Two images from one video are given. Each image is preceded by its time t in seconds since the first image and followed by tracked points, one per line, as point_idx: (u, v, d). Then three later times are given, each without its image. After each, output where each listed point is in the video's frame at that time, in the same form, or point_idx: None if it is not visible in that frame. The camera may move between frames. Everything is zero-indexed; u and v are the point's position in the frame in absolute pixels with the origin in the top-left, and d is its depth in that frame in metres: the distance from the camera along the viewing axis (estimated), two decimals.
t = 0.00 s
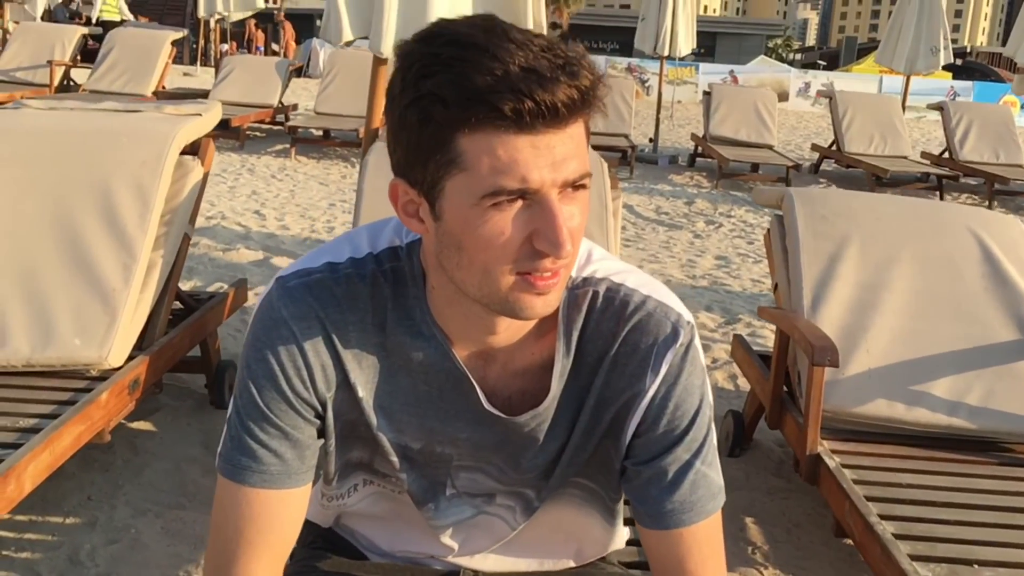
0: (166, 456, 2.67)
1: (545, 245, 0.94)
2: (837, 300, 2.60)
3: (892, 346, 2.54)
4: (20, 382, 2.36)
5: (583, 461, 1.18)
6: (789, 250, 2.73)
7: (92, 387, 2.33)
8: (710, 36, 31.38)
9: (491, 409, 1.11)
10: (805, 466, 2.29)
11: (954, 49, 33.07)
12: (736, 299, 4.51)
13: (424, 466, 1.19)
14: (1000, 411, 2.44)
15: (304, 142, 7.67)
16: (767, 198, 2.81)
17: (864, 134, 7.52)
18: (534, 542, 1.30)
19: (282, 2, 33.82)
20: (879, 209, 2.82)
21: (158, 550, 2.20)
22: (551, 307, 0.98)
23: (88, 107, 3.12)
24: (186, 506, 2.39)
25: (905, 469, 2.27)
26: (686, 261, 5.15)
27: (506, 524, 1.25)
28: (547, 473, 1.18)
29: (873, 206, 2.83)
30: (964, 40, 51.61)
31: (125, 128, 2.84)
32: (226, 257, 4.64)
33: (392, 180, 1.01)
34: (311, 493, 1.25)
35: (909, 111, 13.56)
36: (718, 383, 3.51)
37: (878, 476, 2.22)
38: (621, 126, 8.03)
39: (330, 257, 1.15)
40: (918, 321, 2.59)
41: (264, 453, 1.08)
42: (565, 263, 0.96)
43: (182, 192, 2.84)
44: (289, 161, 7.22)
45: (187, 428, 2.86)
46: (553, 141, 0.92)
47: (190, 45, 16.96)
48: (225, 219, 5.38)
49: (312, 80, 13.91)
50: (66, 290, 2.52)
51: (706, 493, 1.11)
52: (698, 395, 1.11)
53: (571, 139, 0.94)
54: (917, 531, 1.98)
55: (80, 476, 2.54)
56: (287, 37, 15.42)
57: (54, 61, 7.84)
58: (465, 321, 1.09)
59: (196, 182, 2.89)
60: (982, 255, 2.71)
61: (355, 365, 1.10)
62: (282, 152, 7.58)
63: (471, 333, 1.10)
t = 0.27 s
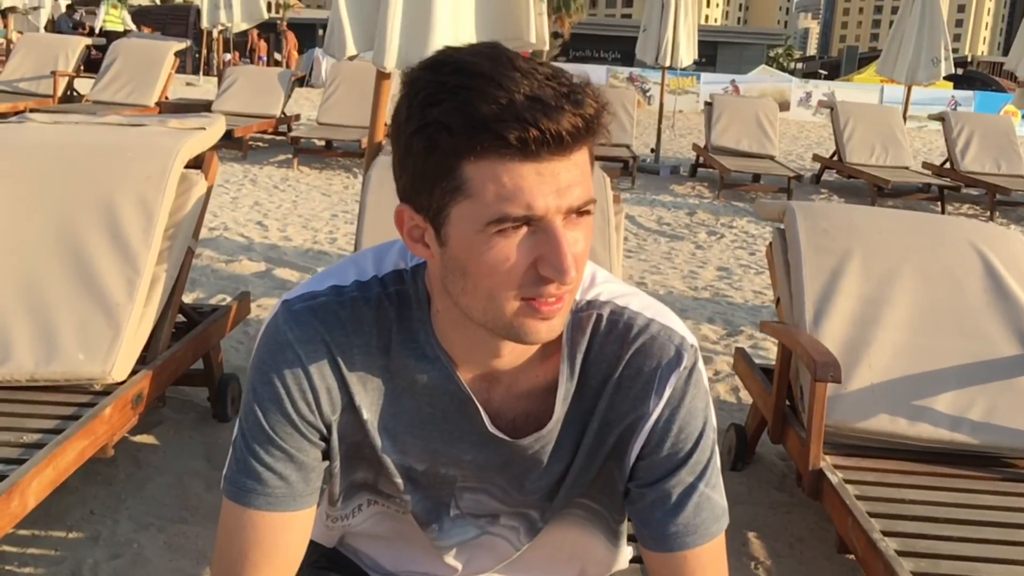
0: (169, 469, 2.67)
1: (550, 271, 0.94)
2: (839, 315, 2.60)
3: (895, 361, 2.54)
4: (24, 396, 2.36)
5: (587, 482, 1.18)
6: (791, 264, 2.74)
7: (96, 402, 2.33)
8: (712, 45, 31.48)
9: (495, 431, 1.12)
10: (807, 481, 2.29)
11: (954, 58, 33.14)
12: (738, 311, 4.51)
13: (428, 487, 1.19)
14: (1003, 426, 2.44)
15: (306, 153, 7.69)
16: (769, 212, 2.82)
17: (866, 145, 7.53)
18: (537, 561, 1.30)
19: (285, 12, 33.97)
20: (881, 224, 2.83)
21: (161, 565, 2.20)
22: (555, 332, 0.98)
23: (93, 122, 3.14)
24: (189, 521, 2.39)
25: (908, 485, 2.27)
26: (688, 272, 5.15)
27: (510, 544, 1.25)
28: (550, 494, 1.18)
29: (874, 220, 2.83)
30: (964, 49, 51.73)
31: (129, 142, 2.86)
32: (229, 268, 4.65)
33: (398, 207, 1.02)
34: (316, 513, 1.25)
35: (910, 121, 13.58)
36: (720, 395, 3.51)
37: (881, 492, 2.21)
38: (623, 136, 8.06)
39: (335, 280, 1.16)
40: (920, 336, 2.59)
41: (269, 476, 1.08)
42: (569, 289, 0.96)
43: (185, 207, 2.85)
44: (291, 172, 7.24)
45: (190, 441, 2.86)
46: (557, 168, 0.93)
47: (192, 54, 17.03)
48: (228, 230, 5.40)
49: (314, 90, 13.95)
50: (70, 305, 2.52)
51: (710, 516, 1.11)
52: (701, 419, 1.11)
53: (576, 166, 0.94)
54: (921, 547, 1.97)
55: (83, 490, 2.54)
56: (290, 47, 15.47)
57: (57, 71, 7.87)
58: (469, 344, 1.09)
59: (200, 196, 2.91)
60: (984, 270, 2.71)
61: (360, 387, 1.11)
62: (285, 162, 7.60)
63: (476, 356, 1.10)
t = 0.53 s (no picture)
0: (171, 484, 2.67)
1: (554, 297, 0.95)
2: (841, 330, 2.60)
3: (897, 376, 2.54)
4: (27, 411, 2.37)
5: (590, 504, 1.18)
6: (793, 279, 2.75)
7: (98, 417, 2.33)
8: (713, 55, 31.58)
9: (499, 454, 1.12)
10: (810, 497, 2.29)
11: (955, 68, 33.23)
12: (739, 323, 4.51)
13: (432, 510, 1.19)
14: (1006, 442, 2.44)
15: (308, 163, 7.71)
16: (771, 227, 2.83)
17: (867, 156, 7.54)
18: None
19: (288, 21, 34.09)
20: (883, 239, 2.83)
21: None
22: (559, 357, 0.99)
23: (96, 135, 3.15)
24: (191, 536, 2.38)
25: (911, 501, 2.26)
26: (690, 284, 5.16)
27: (513, 566, 1.25)
28: (554, 517, 1.18)
29: (876, 235, 2.84)
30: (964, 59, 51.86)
31: (132, 157, 2.87)
32: (231, 280, 4.66)
33: (403, 232, 1.03)
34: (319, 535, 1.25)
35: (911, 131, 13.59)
36: (722, 409, 3.51)
37: (884, 508, 2.21)
38: (624, 146, 8.07)
39: (340, 304, 1.16)
40: (922, 352, 2.59)
41: (274, 500, 1.08)
42: (573, 314, 0.97)
43: (189, 221, 2.86)
44: (293, 183, 7.25)
45: (192, 455, 2.86)
46: (562, 196, 0.94)
47: (195, 64, 17.09)
48: (230, 241, 5.41)
49: (317, 100, 14.01)
50: (73, 319, 2.53)
51: (714, 539, 1.11)
52: (705, 442, 1.11)
53: (580, 194, 0.95)
54: (924, 564, 1.96)
55: (85, 504, 2.54)
56: (292, 56, 15.53)
57: (60, 82, 7.90)
58: (473, 368, 1.09)
59: (203, 210, 2.92)
60: (986, 285, 2.71)
61: (365, 411, 1.11)
62: (287, 172, 7.62)
63: (480, 379, 1.11)
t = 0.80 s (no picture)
0: (173, 499, 2.67)
1: (559, 324, 0.95)
2: (843, 346, 2.61)
3: (899, 393, 2.54)
4: (31, 428, 2.37)
5: (594, 526, 1.18)
6: (795, 294, 2.76)
7: (102, 433, 2.34)
8: (714, 66, 31.70)
9: (504, 477, 1.12)
10: (813, 514, 2.28)
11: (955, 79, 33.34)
12: (742, 336, 4.51)
13: (436, 532, 1.19)
14: (1008, 459, 2.44)
15: (311, 175, 7.73)
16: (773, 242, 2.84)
17: (868, 168, 7.56)
18: None
19: (291, 32, 34.27)
20: (885, 255, 2.84)
21: None
22: (563, 383, 0.99)
23: (101, 151, 3.17)
24: (193, 552, 2.38)
25: (914, 519, 2.26)
26: (692, 297, 5.16)
27: None
28: (557, 539, 1.18)
29: (877, 251, 2.85)
30: (965, 70, 52.01)
31: (137, 172, 2.89)
32: (234, 292, 4.67)
33: (408, 259, 1.04)
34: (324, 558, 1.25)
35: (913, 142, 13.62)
36: (725, 423, 3.50)
37: (886, 526, 2.20)
38: (626, 158, 8.10)
39: (346, 328, 1.17)
40: (924, 368, 2.59)
41: (280, 524, 1.09)
42: (578, 341, 0.98)
43: (193, 236, 2.88)
44: (296, 194, 7.27)
45: (195, 469, 2.87)
46: (567, 225, 0.95)
47: (198, 75, 17.17)
48: (233, 254, 5.42)
49: (319, 111, 14.06)
50: (78, 335, 2.54)
51: (718, 564, 1.11)
52: (708, 466, 1.12)
53: (585, 222, 0.96)
54: None
55: (88, 520, 2.55)
56: (295, 67, 15.59)
57: (64, 94, 7.94)
58: (478, 393, 1.10)
59: (207, 225, 2.93)
60: (988, 301, 2.72)
61: (370, 435, 1.11)
62: (289, 184, 7.65)
63: (485, 404, 1.11)
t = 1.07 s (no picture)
0: (175, 513, 2.67)
1: (563, 350, 0.96)
2: (845, 361, 2.61)
3: (902, 408, 2.54)
4: (34, 442, 2.38)
5: (597, 549, 1.18)
6: (797, 308, 2.76)
7: (105, 448, 2.34)
8: (715, 75, 31.80)
9: (508, 500, 1.13)
10: (814, 530, 2.28)
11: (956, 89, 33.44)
12: (743, 348, 4.51)
13: (439, 553, 1.20)
14: (1011, 475, 2.43)
15: (313, 186, 7.75)
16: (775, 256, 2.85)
17: (870, 179, 7.57)
18: None
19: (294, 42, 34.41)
20: (887, 269, 2.84)
21: None
22: (567, 408, 1.00)
23: (104, 164, 3.19)
24: (195, 567, 2.38)
25: (916, 535, 2.25)
26: (693, 308, 5.16)
27: None
28: (560, 562, 1.18)
29: (879, 265, 2.85)
30: (966, 80, 52.13)
31: (141, 187, 2.90)
32: (235, 304, 4.68)
33: (413, 284, 1.04)
34: None
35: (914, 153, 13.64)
36: (727, 436, 3.50)
37: (889, 542, 2.20)
38: (627, 169, 8.11)
39: (350, 352, 1.18)
40: (926, 384, 2.60)
41: (284, 546, 1.10)
42: (581, 367, 0.98)
43: (195, 250, 2.89)
44: (298, 205, 7.29)
45: (197, 483, 2.87)
46: (571, 252, 0.95)
47: (201, 85, 17.24)
48: (235, 265, 5.44)
49: (321, 120, 14.11)
50: (81, 349, 2.55)
51: None
52: (712, 490, 1.12)
53: (589, 249, 0.97)
54: None
55: (90, 534, 2.55)
56: (297, 76, 15.66)
57: (67, 104, 7.97)
58: (481, 417, 1.10)
59: (211, 239, 2.95)
60: (990, 317, 2.72)
61: (374, 458, 1.12)
62: (292, 194, 7.67)
63: (488, 428, 1.12)
